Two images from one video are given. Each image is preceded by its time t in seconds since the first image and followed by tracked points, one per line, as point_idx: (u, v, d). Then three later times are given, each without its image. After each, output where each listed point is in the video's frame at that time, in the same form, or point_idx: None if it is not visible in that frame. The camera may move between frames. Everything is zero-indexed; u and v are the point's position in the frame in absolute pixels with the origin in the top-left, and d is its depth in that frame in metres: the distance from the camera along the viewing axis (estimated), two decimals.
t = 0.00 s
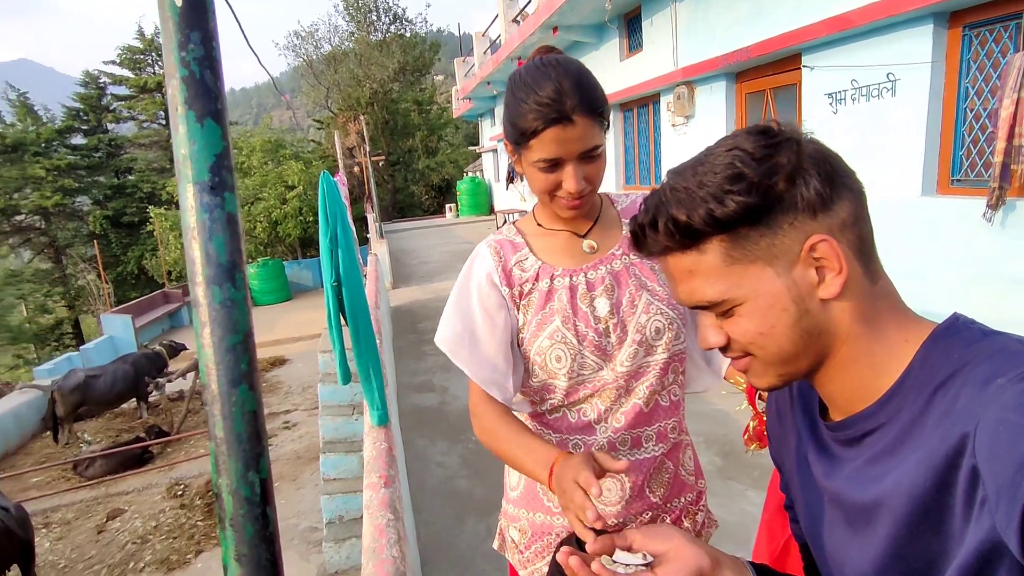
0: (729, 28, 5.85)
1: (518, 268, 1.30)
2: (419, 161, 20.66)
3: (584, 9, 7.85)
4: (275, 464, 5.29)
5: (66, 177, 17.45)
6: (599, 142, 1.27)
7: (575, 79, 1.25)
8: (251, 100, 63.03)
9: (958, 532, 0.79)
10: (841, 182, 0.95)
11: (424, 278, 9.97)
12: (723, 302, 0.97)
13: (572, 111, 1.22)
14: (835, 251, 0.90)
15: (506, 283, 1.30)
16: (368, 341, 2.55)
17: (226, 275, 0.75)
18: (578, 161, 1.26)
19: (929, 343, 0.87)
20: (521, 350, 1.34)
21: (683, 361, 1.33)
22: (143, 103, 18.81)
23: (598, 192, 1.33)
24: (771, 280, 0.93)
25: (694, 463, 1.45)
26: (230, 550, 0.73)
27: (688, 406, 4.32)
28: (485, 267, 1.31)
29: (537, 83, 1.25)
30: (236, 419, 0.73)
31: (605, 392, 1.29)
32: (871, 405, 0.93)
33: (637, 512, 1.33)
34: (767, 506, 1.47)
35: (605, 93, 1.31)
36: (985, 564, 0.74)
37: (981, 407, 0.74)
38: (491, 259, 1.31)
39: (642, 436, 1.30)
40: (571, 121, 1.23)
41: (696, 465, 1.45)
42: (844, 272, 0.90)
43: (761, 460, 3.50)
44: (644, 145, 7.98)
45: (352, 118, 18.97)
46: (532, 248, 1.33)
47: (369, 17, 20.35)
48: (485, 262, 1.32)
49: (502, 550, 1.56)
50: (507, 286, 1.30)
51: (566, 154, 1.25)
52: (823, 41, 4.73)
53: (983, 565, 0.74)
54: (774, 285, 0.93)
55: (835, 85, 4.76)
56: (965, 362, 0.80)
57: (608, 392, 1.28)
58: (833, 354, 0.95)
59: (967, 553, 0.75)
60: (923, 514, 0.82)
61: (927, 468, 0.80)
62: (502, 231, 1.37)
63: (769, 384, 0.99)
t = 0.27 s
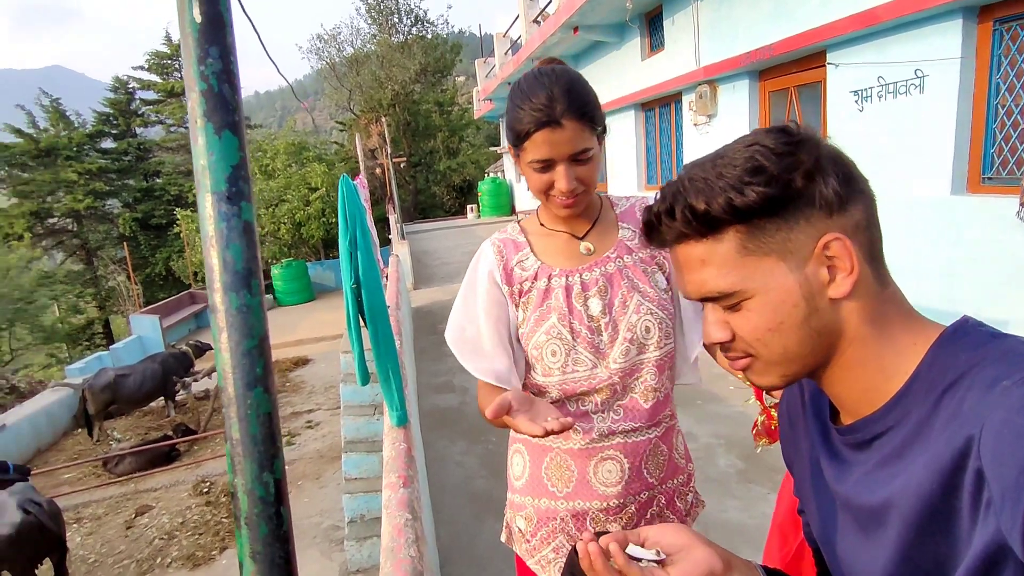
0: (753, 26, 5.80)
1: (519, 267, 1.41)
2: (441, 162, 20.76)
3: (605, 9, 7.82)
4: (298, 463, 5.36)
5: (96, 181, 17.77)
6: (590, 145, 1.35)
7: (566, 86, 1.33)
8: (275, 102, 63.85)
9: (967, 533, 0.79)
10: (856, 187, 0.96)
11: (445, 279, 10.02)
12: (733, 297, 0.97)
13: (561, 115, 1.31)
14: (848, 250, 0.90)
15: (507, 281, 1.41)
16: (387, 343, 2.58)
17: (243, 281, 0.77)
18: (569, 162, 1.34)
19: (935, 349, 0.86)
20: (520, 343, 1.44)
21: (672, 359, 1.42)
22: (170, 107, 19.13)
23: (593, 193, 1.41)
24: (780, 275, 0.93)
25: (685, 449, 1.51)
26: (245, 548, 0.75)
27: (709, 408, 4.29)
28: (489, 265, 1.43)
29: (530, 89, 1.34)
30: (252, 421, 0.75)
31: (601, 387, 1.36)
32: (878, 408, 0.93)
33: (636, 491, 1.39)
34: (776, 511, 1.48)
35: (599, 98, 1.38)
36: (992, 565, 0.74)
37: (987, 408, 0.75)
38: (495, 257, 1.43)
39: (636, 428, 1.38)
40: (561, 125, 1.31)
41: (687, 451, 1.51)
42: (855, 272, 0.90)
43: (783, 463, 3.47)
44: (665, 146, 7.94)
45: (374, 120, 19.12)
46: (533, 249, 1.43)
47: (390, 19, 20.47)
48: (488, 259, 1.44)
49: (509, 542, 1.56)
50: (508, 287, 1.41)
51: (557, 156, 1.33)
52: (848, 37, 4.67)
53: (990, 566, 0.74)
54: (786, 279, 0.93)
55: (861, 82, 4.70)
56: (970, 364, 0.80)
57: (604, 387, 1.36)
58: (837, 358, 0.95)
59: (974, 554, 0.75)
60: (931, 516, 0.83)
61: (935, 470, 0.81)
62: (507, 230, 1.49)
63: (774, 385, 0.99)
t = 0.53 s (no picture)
0: (778, 22, 5.71)
1: (515, 259, 1.43)
2: (462, 160, 20.81)
3: (628, 6, 7.76)
4: (320, 460, 5.41)
5: (124, 180, 17.92)
6: (589, 135, 1.35)
7: (566, 75, 1.33)
8: (298, 101, 64.53)
9: (979, 539, 0.80)
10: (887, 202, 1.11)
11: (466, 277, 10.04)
12: (826, 231, 0.98)
13: (562, 103, 1.31)
14: (906, 228, 1.01)
15: (502, 271, 1.44)
16: (401, 343, 2.59)
17: (246, 289, 0.77)
18: (570, 151, 1.34)
19: (954, 349, 0.88)
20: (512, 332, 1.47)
21: (658, 353, 1.44)
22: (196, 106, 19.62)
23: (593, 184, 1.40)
24: (867, 221, 0.98)
25: (673, 425, 1.52)
26: (247, 555, 0.76)
27: (730, 409, 4.24)
28: (487, 251, 1.46)
29: (530, 79, 1.34)
30: (254, 429, 0.75)
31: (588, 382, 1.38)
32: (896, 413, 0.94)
33: (622, 467, 1.40)
34: (784, 516, 1.47)
35: (598, 90, 1.38)
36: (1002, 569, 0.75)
37: (998, 411, 0.76)
38: (492, 248, 1.46)
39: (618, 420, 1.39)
40: (562, 114, 1.32)
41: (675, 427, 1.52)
42: (912, 247, 1.00)
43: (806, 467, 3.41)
44: (689, 144, 7.86)
45: (396, 119, 19.21)
46: (529, 241, 1.44)
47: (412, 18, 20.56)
48: (487, 246, 1.47)
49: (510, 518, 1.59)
50: (502, 276, 1.44)
51: (558, 144, 1.33)
52: (878, 33, 4.58)
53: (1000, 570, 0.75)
54: (870, 227, 0.97)
55: (890, 78, 4.60)
56: (983, 368, 0.81)
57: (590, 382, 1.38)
58: (876, 346, 0.95)
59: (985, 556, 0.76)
60: (943, 522, 0.83)
61: (947, 473, 0.81)
62: (508, 218, 1.50)
63: (846, 346, 0.94)
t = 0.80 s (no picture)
0: (794, 18, 5.65)
1: (505, 268, 1.42)
2: (475, 159, 20.83)
3: (642, 3, 7.72)
4: (333, 457, 5.43)
5: (141, 178, 17.72)
6: (573, 125, 1.38)
7: (547, 63, 1.37)
8: (312, 100, 64.89)
9: (982, 532, 0.80)
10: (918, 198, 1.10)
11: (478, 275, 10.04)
12: (858, 215, 0.99)
13: (541, 91, 1.35)
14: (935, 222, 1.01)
15: (492, 282, 1.44)
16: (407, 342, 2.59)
17: (247, 283, 0.76)
18: (552, 141, 1.36)
19: (966, 342, 0.88)
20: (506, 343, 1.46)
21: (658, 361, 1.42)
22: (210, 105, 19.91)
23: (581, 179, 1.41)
24: (897, 208, 0.99)
25: (673, 439, 1.47)
26: (245, 548, 0.75)
27: (743, 410, 4.21)
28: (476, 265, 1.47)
29: (511, 70, 1.38)
30: (254, 421, 0.75)
31: (584, 386, 1.37)
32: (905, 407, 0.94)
33: (610, 484, 1.38)
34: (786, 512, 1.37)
35: (581, 83, 1.42)
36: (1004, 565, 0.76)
37: (1003, 402, 0.77)
38: (481, 256, 1.46)
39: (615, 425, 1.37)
40: (543, 100, 1.35)
41: (674, 440, 1.47)
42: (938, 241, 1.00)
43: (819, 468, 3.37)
44: (702, 142, 7.81)
45: (409, 117, 19.25)
46: (518, 248, 1.43)
47: (425, 16, 20.58)
48: (475, 257, 1.47)
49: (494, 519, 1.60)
50: (492, 288, 1.44)
51: (541, 133, 1.36)
52: (896, 28, 4.50)
53: (1003, 564, 0.75)
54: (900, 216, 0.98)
55: (907, 75, 4.54)
56: (992, 357, 0.82)
57: (587, 386, 1.37)
58: (893, 334, 0.95)
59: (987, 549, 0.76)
60: (950, 516, 0.83)
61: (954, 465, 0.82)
62: (495, 225, 1.50)
63: (862, 327, 0.95)
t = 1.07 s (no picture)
0: (808, 12, 5.57)
1: (465, 278, 1.43)
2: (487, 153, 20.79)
3: None
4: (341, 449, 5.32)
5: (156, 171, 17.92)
6: (539, 125, 1.38)
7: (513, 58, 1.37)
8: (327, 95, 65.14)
9: (971, 545, 0.79)
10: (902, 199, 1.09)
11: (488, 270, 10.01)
12: (853, 207, 0.95)
13: (505, 87, 1.35)
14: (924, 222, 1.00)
15: (451, 293, 1.45)
16: (407, 336, 2.58)
17: (213, 281, 0.76)
18: (517, 142, 1.37)
19: (952, 346, 0.87)
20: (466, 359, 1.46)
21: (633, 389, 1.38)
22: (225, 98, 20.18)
23: (549, 183, 1.42)
24: (891, 202, 0.96)
25: (649, 489, 1.45)
26: (209, 547, 0.75)
27: (750, 409, 4.15)
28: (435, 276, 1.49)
29: (476, 64, 1.39)
30: (219, 421, 0.75)
31: (546, 411, 1.35)
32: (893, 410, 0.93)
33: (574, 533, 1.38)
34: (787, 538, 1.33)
35: (548, 76, 1.42)
36: None
37: (990, 405, 0.76)
38: (443, 267, 1.49)
39: (585, 463, 1.33)
40: (506, 96, 1.35)
41: (649, 489, 1.45)
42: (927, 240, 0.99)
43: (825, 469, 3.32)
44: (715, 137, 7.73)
45: (421, 111, 19.25)
46: (481, 258, 1.45)
47: (439, 10, 20.57)
48: (436, 269, 1.50)
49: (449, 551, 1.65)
50: (451, 302, 1.45)
51: (504, 133, 1.37)
52: (911, 22, 4.43)
53: None
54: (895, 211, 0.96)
55: (923, 70, 4.46)
56: (976, 363, 0.81)
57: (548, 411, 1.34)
58: (884, 334, 0.93)
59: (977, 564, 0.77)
60: (944, 531, 0.81)
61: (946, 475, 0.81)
62: (461, 236, 1.52)
63: (860, 324, 0.92)
